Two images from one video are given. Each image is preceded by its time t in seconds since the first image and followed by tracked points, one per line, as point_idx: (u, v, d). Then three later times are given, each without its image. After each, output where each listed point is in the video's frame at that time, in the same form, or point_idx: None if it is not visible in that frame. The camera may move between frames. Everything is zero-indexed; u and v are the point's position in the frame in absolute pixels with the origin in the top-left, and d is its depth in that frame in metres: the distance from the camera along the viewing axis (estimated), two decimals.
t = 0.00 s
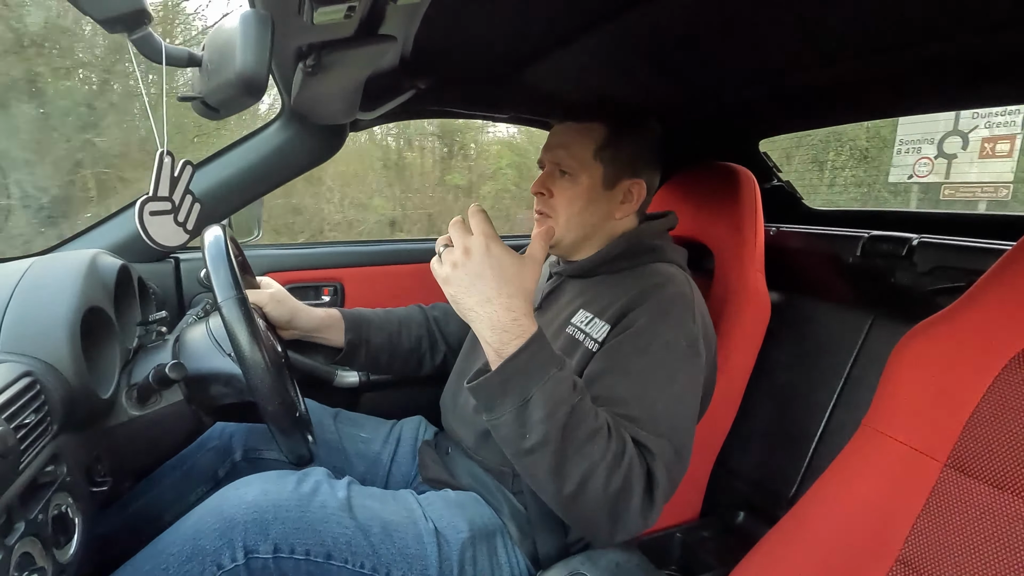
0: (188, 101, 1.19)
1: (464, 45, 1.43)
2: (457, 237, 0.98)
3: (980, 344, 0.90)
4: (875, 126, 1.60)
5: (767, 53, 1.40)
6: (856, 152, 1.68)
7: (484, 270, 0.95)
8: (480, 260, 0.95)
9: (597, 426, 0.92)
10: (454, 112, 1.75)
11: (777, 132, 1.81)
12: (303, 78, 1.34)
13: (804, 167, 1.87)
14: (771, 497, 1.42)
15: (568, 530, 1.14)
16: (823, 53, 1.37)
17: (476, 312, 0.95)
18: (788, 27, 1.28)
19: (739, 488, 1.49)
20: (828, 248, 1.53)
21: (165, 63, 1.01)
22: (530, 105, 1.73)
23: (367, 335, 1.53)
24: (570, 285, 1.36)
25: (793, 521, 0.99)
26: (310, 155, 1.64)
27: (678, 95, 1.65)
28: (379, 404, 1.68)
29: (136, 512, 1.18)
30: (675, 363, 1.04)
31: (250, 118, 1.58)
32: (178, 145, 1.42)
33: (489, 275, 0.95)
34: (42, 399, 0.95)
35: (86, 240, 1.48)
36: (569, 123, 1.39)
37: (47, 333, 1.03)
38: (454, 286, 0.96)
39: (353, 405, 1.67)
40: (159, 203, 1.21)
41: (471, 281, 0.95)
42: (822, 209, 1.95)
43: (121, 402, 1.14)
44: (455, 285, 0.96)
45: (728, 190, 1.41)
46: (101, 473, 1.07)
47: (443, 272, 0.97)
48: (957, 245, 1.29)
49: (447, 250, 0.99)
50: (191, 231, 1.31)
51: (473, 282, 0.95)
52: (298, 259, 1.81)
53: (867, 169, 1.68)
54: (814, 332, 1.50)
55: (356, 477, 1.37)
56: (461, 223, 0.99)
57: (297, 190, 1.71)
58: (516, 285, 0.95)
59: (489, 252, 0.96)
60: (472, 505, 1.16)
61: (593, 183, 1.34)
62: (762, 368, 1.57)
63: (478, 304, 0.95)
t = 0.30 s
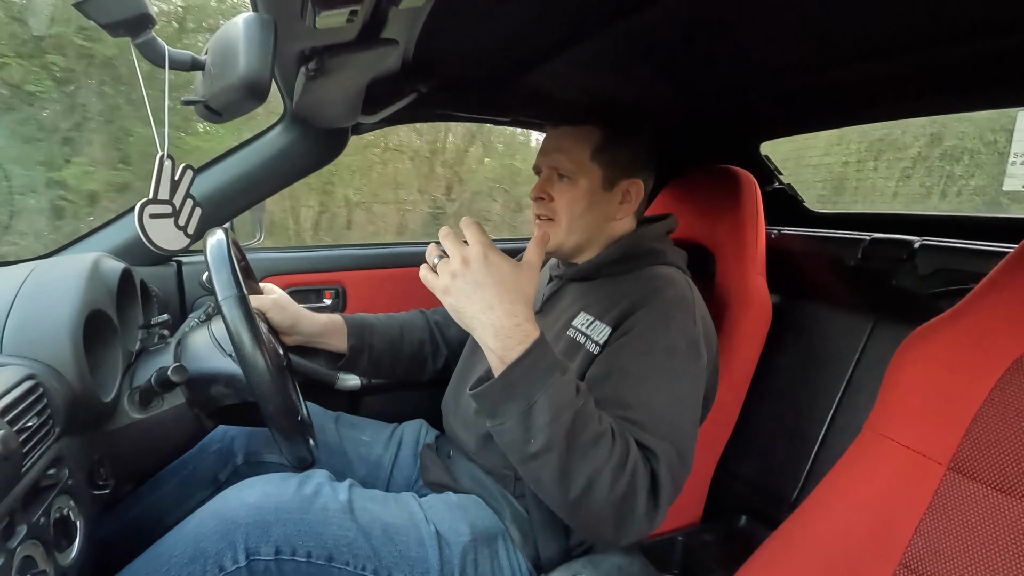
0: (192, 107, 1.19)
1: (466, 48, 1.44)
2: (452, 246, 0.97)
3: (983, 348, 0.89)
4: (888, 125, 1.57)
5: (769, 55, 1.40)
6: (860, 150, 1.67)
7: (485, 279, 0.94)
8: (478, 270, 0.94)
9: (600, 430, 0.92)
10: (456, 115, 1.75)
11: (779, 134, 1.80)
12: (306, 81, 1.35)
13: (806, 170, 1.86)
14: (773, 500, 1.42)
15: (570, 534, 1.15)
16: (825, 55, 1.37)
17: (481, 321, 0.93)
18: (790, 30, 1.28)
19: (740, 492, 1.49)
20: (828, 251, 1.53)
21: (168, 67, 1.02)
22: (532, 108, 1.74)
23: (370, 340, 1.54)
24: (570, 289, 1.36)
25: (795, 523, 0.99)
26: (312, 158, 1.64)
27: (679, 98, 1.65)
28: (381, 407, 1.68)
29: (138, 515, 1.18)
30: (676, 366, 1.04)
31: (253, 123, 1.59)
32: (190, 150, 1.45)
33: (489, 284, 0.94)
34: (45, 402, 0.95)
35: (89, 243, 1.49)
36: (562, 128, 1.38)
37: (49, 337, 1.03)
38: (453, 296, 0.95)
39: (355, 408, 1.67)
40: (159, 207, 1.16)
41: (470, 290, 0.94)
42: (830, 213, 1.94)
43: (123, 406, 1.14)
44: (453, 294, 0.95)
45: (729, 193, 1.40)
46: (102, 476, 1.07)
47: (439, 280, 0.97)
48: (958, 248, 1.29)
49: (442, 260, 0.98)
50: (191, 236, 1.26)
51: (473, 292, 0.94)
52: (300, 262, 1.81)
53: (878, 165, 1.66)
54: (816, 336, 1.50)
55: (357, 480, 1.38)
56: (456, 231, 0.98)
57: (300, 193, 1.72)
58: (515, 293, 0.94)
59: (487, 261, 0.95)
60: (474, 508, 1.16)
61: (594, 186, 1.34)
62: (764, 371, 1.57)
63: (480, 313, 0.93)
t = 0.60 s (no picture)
0: (193, 102, 1.20)
1: (468, 45, 1.43)
2: (372, 310, 0.78)
3: (983, 350, 0.89)
4: (902, 125, 1.51)
5: (773, 53, 1.39)
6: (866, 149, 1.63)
7: (422, 342, 0.77)
8: (410, 330, 0.77)
9: (586, 453, 0.88)
10: (458, 112, 1.74)
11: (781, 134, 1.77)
12: (307, 78, 1.34)
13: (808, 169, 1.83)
14: (774, 500, 1.41)
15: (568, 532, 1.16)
16: (829, 53, 1.36)
17: (433, 390, 0.79)
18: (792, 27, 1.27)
19: (740, 491, 1.49)
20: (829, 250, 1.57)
21: (170, 62, 1.02)
22: (535, 105, 1.73)
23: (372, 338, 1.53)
24: (570, 286, 1.35)
25: (796, 524, 0.99)
26: (314, 154, 1.64)
27: (681, 96, 1.65)
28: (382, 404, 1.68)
29: (138, 510, 1.19)
30: (675, 362, 1.04)
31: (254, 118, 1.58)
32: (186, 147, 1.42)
33: (429, 343, 0.78)
34: (45, 397, 0.95)
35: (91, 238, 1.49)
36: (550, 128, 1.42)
37: (51, 331, 1.03)
38: (391, 371, 0.78)
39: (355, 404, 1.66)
40: (167, 202, 1.18)
41: (411, 357, 0.77)
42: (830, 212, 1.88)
43: (124, 401, 1.13)
44: (390, 368, 0.78)
45: (730, 190, 1.40)
46: (103, 471, 1.07)
47: (367, 359, 0.78)
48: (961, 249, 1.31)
49: (362, 332, 0.80)
50: (199, 229, 1.26)
51: (412, 359, 0.77)
52: (300, 258, 1.82)
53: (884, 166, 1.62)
54: (818, 335, 1.49)
55: (356, 476, 1.37)
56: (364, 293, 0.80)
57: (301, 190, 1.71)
58: (459, 348, 0.79)
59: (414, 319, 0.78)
60: (473, 506, 1.17)
61: (580, 174, 1.36)
62: (766, 370, 1.56)
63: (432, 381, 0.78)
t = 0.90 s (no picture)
0: (196, 100, 1.20)
1: (469, 44, 1.43)
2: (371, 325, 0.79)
3: (986, 349, 0.90)
4: (910, 121, 1.50)
5: (776, 51, 1.39)
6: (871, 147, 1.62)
7: (421, 351, 0.78)
8: (406, 340, 0.78)
9: (592, 460, 0.86)
10: (460, 110, 1.74)
11: (783, 132, 1.77)
12: (309, 75, 1.34)
13: (812, 167, 1.82)
14: (776, 498, 1.41)
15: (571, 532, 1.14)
16: (832, 52, 1.36)
17: (436, 402, 0.78)
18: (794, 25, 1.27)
19: (742, 490, 1.49)
20: (831, 249, 1.56)
21: (172, 58, 1.02)
22: (538, 104, 1.73)
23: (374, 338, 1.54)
24: (571, 286, 1.35)
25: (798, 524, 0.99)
26: (315, 153, 1.64)
27: (683, 94, 1.65)
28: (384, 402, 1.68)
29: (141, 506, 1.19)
30: (677, 362, 1.04)
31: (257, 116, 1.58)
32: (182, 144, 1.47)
33: (428, 351, 0.78)
34: (49, 394, 0.95)
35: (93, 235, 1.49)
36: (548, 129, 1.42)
37: (54, 328, 1.04)
38: (390, 386, 0.78)
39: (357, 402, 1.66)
40: (150, 198, 1.19)
41: (409, 370, 0.77)
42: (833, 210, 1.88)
43: (127, 398, 1.15)
44: (390, 379, 0.77)
45: (733, 189, 1.40)
46: (106, 467, 1.08)
47: (366, 375, 0.78)
48: (965, 248, 1.29)
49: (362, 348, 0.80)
50: (181, 234, 1.26)
51: (410, 368, 0.77)
52: (302, 257, 1.82)
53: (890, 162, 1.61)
54: (820, 334, 1.49)
55: (358, 475, 1.39)
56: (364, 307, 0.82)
57: (303, 188, 1.72)
58: (454, 357, 0.80)
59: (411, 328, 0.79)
60: (474, 504, 1.17)
61: (579, 175, 1.36)
62: (767, 369, 1.56)
63: (433, 391, 0.78)
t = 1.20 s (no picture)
0: (197, 97, 1.20)
1: (471, 42, 1.43)
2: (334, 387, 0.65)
3: (989, 351, 0.90)
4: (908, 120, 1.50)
5: (779, 50, 1.39)
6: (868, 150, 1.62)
7: (398, 409, 0.64)
8: (382, 393, 0.64)
9: (609, 469, 0.80)
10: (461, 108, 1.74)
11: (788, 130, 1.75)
12: (311, 73, 1.34)
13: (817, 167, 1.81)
14: (777, 497, 1.41)
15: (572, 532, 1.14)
16: (833, 51, 1.36)
17: (428, 456, 0.66)
18: (797, 24, 1.27)
19: (743, 489, 1.49)
20: (834, 248, 1.55)
21: (174, 57, 1.02)
22: (541, 102, 1.73)
23: (376, 336, 1.54)
24: (576, 286, 1.35)
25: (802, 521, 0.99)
26: (316, 152, 1.64)
27: (686, 92, 1.65)
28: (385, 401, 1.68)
29: (143, 503, 1.20)
30: (688, 355, 1.02)
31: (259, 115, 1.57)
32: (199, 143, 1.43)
33: (411, 399, 0.65)
34: (52, 391, 0.96)
35: (95, 233, 1.49)
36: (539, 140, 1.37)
37: (57, 325, 1.04)
38: (377, 455, 0.64)
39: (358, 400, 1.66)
40: (175, 198, 1.17)
41: (391, 431, 0.64)
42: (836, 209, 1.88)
43: (129, 396, 1.15)
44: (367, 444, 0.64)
45: (736, 187, 1.40)
46: (108, 464, 1.08)
47: (340, 446, 0.64)
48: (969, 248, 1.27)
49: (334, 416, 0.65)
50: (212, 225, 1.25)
51: (396, 420, 0.64)
52: (304, 255, 1.82)
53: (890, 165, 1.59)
54: (823, 334, 1.49)
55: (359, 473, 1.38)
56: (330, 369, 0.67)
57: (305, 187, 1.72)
58: (440, 399, 0.66)
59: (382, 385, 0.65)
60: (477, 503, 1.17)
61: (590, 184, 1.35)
62: (770, 368, 1.56)
63: (422, 447, 0.66)
